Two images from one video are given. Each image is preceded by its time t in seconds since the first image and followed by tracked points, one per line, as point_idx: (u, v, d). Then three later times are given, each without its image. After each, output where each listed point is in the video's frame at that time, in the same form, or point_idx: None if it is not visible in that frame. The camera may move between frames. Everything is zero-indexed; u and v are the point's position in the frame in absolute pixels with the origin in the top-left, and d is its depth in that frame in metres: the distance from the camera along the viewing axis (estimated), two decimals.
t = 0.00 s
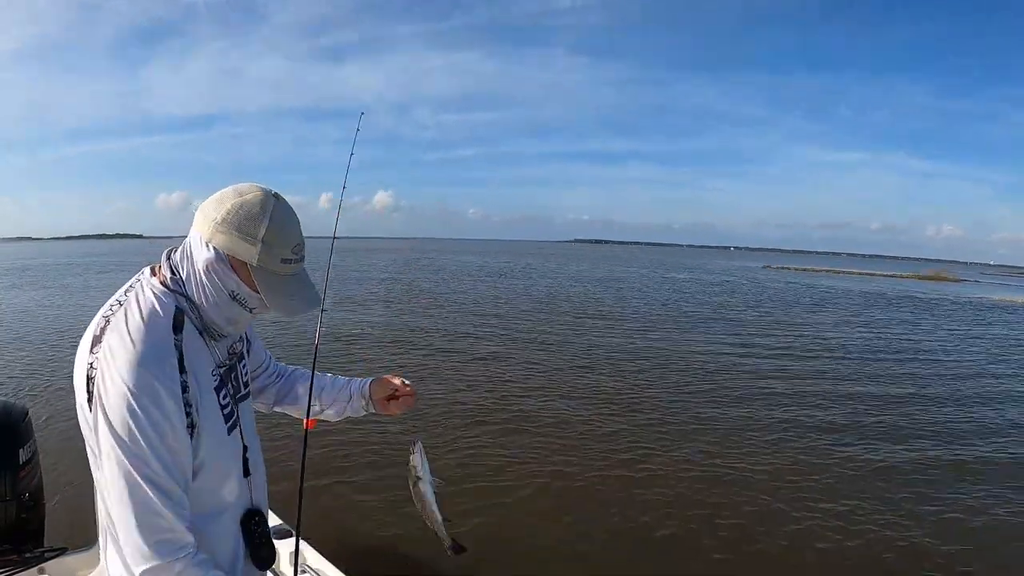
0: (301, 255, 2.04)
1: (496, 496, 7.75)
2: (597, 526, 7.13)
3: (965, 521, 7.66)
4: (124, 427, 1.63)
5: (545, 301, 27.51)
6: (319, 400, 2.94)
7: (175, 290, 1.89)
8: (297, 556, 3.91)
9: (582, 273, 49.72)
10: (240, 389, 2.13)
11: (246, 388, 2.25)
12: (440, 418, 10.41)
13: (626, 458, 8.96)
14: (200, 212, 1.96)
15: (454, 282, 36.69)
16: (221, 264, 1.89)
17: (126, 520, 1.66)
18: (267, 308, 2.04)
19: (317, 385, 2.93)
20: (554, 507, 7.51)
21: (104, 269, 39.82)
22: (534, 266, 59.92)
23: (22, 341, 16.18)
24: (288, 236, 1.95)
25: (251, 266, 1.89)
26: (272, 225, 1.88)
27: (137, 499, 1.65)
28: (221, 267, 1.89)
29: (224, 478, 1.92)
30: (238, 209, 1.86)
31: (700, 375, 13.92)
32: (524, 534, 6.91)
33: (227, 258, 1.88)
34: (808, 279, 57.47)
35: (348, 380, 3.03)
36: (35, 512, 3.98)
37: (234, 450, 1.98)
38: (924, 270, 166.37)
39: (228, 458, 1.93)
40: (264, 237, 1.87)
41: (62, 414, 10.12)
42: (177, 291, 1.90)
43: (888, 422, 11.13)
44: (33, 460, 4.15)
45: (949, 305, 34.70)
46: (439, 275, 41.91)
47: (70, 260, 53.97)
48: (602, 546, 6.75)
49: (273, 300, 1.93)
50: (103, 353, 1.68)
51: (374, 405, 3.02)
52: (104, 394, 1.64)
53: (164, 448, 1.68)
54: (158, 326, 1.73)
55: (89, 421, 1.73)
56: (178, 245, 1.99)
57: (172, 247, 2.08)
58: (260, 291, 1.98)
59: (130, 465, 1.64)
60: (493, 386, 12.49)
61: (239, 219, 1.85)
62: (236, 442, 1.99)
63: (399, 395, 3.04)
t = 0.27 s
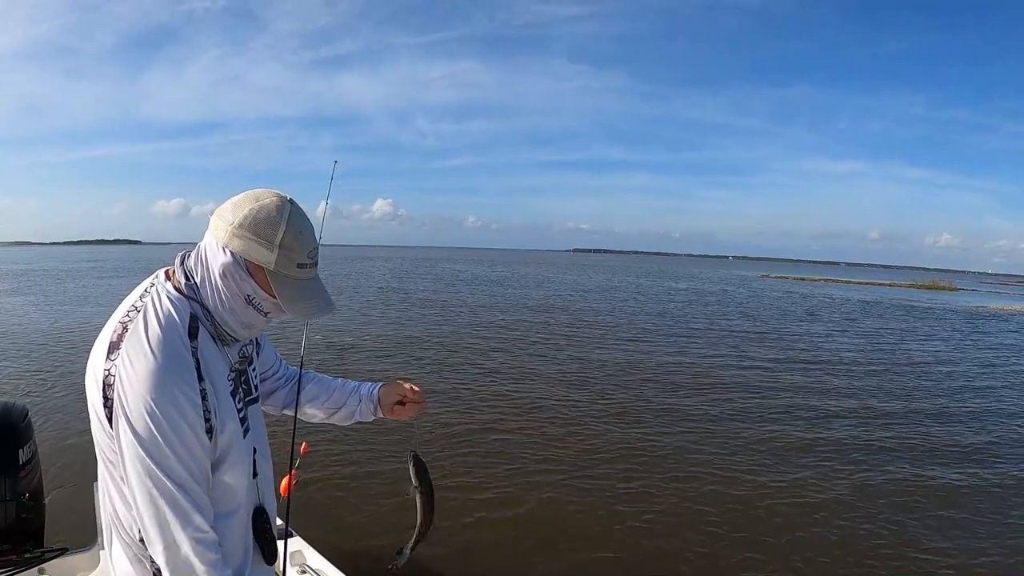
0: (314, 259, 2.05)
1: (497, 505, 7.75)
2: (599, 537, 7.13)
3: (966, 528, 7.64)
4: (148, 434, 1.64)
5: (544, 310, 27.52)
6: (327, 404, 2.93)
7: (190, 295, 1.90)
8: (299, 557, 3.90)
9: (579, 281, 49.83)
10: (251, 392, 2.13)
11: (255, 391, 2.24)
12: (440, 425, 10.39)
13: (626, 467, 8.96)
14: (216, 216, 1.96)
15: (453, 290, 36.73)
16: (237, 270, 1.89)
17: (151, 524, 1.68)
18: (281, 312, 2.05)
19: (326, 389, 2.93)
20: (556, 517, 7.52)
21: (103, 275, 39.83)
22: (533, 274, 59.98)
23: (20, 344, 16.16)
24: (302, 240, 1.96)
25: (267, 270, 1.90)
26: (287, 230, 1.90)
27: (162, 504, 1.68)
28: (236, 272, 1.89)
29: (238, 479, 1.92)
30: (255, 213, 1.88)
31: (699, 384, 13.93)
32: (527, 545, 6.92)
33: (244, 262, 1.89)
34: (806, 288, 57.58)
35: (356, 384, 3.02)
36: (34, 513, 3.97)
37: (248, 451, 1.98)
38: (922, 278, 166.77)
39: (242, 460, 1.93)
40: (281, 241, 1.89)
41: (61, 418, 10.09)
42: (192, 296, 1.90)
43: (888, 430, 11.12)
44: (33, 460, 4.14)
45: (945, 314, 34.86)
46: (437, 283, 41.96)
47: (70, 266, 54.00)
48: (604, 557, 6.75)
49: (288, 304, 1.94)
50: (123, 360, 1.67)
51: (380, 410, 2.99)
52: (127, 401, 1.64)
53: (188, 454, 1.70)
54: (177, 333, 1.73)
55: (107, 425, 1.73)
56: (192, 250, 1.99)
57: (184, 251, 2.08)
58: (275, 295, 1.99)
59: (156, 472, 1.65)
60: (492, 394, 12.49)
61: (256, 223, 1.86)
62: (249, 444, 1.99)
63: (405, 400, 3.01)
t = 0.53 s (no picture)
0: (317, 257, 2.06)
1: (499, 507, 7.71)
2: (603, 539, 7.07)
3: (970, 531, 7.59)
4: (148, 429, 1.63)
5: (544, 315, 27.50)
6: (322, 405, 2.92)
7: (195, 291, 1.90)
8: (298, 556, 3.89)
9: (578, 286, 49.91)
10: (253, 388, 2.12)
11: (257, 387, 2.23)
12: (441, 429, 10.38)
13: (628, 470, 8.93)
14: (223, 213, 1.97)
15: (454, 295, 36.75)
16: (243, 265, 1.90)
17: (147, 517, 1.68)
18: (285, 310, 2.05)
19: (324, 390, 2.93)
20: (557, 520, 7.48)
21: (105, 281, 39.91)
22: (532, 279, 60.07)
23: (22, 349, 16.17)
24: (307, 238, 1.97)
25: (272, 266, 1.90)
26: (292, 226, 1.91)
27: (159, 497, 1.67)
28: (242, 267, 1.90)
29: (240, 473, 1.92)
30: (261, 210, 1.89)
31: (700, 387, 13.91)
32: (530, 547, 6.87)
33: (249, 258, 1.89)
34: (807, 292, 57.58)
35: (352, 385, 3.01)
36: (34, 513, 3.95)
37: (250, 445, 1.97)
38: (921, 281, 166.92)
39: (243, 454, 1.93)
40: (286, 237, 1.90)
41: (62, 421, 10.10)
42: (197, 292, 1.90)
43: (890, 433, 11.09)
44: (33, 460, 4.13)
45: (943, 318, 34.98)
46: (438, 289, 41.99)
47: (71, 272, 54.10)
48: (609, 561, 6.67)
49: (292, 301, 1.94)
50: (127, 352, 1.68)
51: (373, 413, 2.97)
52: (128, 393, 1.64)
53: (186, 450, 1.69)
54: (182, 329, 1.73)
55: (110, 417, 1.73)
56: (197, 248, 2.00)
57: (189, 249, 2.08)
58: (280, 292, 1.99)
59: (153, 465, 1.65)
60: (494, 398, 12.46)
61: (262, 220, 1.87)
62: (250, 439, 1.98)
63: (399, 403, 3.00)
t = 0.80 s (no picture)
0: (311, 250, 2.06)
1: (499, 506, 7.73)
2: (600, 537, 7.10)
3: (969, 527, 7.62)
4: (155, 421, 1.64)
5: (543, 313, 27.51)
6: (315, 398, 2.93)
7: (188, 285, 1.91)
8: (299, 556, 3.91)
9: (577, 284, 49.90)
10: (249, 383, 2.13)
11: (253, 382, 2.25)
12: (440, 429, 10.38)
13: (628, 468, 8.95)
14: (216, 206, 1.99)
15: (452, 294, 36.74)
16: (237, 257, 1.91)
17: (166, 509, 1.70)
18: (279, 302, 2.06)
19: (315, 383, 2.95)
20: (556, 517, 7.50)
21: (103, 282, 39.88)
22: (531, 278, 60.07)
23: (21, 351, 16.16)
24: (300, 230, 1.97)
25: (265, 258, 1.91)
26: (285, 219, 1.91)
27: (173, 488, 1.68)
28: (235, 259, 1.91)
29: (243, 466, 1.93)
30: (253, 202, 1.90)
31: (699, 385, 13.94)
32: (529, 544, 6.90)
33: (242, 250, 1.91)
34: (805, 288, 57.61)
35: (342, 376, 3.03)
36: (34, 513, 3.96)
37: (249, 439, 1.99)
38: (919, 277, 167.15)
39: (246, 447, 1.94)
40: (278, 229, 1.90)
41: (62, 422, 10.10)
42: (191, 286, 1.92)
43: (889, 430, 11.11)
44: (33, 460, 4.13)
45: (941, 314, 35.04)
46: (436, 287, 41.98)
47: (69, 272, 54.04)
48: (607, 556, 6.71)
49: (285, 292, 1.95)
50: (125, 350, 1.68)
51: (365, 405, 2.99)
52: (130, 389, 1.65)
53: (195, 439, 1.70)
54: (178, 323, 1.74)
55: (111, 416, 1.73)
56: (191, 243, 2.01)
57: (183, 246, 2.10)
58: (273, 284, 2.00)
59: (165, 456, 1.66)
60: (493, 397, 12.48)
61: (254, 212, 1.87)
62: (250, 433, 2.00)
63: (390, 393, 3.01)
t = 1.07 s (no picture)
0: (301, 245, 2.07)
1: (498, 500, 7.74)
2: (598, 529, 7.12)
3: (967, 519, 7.63)
4: (161, 424, 1.65)
5: (542, 306, 27.47)
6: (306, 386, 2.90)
7: (180, 286, 1.91)
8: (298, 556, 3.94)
9: (575, 277, 49.92)
10: (244, 382, 2.15)
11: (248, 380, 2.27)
12: (439, 423, 10.39)
13: (627, 461, 8.96)
14: (204, 204, 1.99)
15: (451, 287, 36.69)
16: (227, 254, 1.92)
17: (180, 509, 1.71)
18: (271, 299, 2.07)
19: (306, 371, 2.91)
20: (555, 510, 7.52)
21: (101, 279, 39.82)
22: (529, 270, 60.05)
23: (19, 349, 16.15)
24: (290, 225, 1.98)
25: (257, 254, 1.92)
26: (275, 213, 1.92)
27: (183, 490, 1.69)
28: (226, 256, 1.92)
29: (244, 467, 1.94)
30: (242, 198, 1.90)
31: (697, 377, 13.94)
32: (526, 537, 6.93)
33: (232, 246, 1.91)
34: (805, 280, 57.58)
35: (331, 362, 2.99)
36: (35, 513, 3.97)
37: (246, 440, 2.00)
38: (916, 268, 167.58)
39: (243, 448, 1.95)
40: (269, 224, 1.91)
41: (62, 421, 10.10)
42: (182, 286, 1.92)
43: (887, 421, 11.12)
44: (33, 460, 4.14)
45: (939, 304, 35.15)
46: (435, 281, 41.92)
47: (67, 269, 53.95)
48: (604, 548, 6.73)
49: (277, 288, 1.96)
50: (124, 355, 1.68)
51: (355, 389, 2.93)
52: (132, 393, 1.65)
53: (202, 440, 1.71)
54: (174, 326, 1.74)
55: (112, 422, 1.73)
56: (180, 242, 2.01)
57: (172, 246, 2.10)
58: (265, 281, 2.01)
59: (173, 459, 1.67)
60: (492, 391, 12.48)
61: (244, 207, 1.88)
62: (246, 433, 2.01)
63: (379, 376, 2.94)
